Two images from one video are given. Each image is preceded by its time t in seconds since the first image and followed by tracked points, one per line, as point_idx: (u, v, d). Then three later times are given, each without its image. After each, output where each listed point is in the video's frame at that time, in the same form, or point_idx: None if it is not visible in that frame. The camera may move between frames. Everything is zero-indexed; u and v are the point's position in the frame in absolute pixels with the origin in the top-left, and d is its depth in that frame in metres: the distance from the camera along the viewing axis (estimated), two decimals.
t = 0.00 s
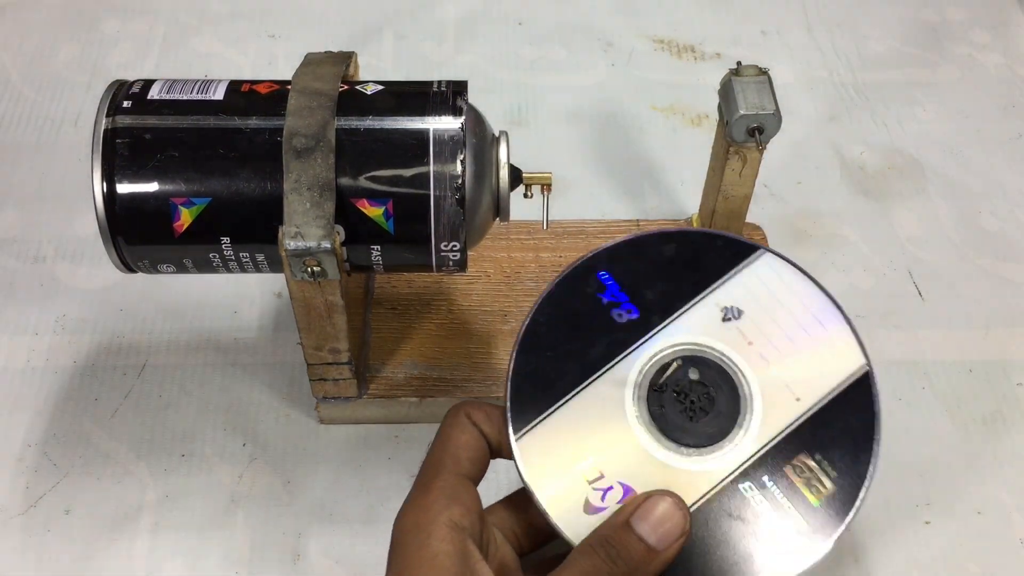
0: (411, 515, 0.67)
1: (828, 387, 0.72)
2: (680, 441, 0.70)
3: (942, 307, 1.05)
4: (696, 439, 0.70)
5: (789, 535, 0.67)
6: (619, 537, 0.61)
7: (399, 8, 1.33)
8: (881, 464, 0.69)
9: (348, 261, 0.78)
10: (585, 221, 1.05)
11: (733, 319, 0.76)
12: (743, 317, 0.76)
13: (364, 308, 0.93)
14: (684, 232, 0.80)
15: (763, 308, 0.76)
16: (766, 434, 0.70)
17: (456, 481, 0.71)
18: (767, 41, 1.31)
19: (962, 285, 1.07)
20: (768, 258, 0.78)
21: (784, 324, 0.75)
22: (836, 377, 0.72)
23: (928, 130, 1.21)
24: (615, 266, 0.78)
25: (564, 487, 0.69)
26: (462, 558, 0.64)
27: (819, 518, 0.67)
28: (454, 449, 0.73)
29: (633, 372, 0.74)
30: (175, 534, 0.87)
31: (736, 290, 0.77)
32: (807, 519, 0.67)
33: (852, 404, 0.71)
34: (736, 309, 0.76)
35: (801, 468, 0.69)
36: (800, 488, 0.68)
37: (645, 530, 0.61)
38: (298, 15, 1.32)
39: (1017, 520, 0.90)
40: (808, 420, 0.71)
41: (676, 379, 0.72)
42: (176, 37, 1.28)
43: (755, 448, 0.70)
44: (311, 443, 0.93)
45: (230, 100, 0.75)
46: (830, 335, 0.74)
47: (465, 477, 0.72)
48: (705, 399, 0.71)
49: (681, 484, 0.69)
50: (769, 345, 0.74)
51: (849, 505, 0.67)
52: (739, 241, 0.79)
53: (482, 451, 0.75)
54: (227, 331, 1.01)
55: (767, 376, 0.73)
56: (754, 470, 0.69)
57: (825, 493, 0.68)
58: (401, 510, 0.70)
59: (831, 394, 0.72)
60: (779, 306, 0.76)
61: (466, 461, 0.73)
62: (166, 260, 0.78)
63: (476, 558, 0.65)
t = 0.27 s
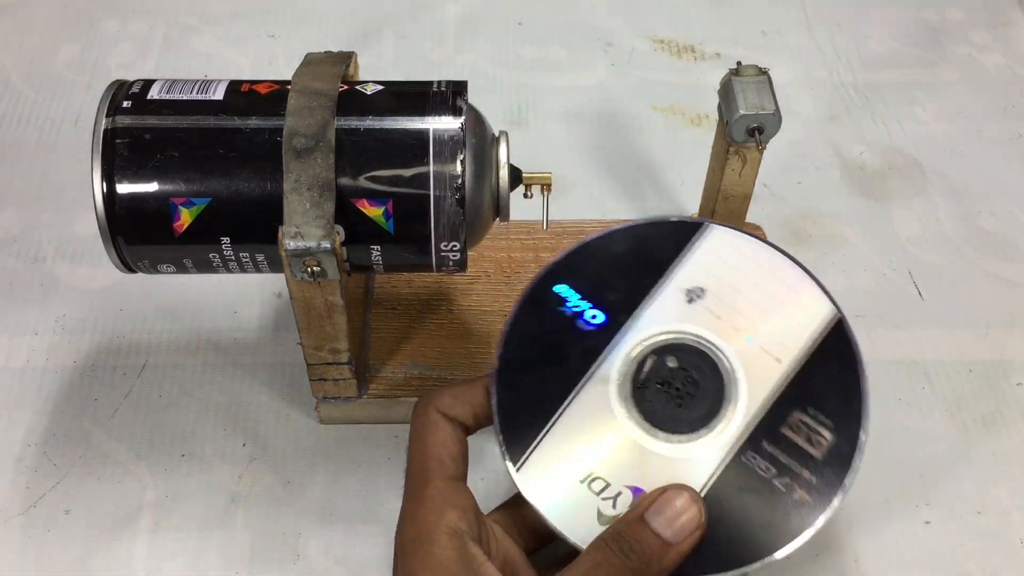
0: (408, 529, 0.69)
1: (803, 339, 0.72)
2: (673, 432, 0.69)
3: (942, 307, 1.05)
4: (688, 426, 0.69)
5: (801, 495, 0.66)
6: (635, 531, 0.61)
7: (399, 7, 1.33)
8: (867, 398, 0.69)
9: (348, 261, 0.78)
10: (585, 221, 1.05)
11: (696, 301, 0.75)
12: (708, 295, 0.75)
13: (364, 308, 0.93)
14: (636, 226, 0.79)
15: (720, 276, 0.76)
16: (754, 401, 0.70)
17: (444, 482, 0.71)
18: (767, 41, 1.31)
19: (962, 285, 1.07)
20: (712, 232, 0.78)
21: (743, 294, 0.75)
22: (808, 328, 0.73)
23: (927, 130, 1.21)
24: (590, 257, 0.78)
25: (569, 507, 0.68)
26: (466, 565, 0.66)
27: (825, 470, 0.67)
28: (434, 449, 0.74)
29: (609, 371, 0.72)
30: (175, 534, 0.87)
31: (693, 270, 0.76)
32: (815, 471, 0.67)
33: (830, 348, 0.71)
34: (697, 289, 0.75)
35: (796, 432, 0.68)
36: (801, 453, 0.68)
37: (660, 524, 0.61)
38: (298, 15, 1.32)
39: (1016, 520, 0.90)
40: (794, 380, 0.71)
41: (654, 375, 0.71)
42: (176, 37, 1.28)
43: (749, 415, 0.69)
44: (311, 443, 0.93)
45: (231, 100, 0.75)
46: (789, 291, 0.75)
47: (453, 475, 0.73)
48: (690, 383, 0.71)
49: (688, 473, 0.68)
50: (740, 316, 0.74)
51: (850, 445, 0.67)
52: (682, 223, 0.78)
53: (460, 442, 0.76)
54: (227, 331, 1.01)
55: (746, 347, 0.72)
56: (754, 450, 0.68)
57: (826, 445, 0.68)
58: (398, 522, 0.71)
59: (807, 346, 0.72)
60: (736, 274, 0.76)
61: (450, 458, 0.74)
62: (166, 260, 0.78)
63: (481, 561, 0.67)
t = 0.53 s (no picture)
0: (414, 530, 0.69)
1: (740, 279, 0.71)
2: (663, 439, 0.67)
3: (942, 307, 1.05)
4: (674, 426, 0.67)
5: (797, 445, 0.66)
6: (654, 519, 0.61)
7: (399, 7, 1.33)
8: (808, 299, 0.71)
9: (348, 261, 0.78)
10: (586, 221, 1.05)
11: (626, 296, 0.71)
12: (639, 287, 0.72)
13: (364, 308, 0.93)
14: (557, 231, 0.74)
15: (637, 242, 0.73)
16: (726, 369, 0.68)
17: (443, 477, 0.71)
18: (767, 41, 1.31)
19: (962, 285, 1.07)
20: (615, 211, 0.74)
21: (667, 263, 0.72)
22: (737, 267, 0.72)
23: (928, 130, 1.21)
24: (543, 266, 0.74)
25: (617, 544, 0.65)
26: (472, 558, 0.65)
27: (807, 402, 0.67)
28: (427, 445, 0.74)
29: (574, 395, 0.69)
30: (175, 534, 0.87)
31: (615, 258, 0.73)
32: (801, 402, 0.67)
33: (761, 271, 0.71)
34: (623, 280, 0.72)
35: (766, 382, 0.68)
36: (778, 399, 0.67)
37: (679, 513, 0.61)
38: (298, 15, 1.32)
39: (1016, 520, 0.90)
40: (749, 327, 0.70)
41: (620, 391, 0.68)
42: (176, 37, 1.28)
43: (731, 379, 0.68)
44: (311, 443, 0.93)
45: (231, 100, 0.75)
46: (703, 236, 0.73)
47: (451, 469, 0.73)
48: (657, 381, 0.68)
49: (699, 466, 0.66)
50: (682, 293, 0.71)
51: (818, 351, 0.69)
52: (582, 222, 0.74)
53: (453, 433, 0.76)
54: (227, 331, 1.01)
55: (701, 320, 0.70)
56: (738, 420, 0.67)
57: (800, 373, 0.68)
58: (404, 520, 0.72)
59: (746, 285, 0.71)
60: (651, 240, 0.73)
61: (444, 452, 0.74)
62: (166, 260, 0.78)
63: (487, 552, 0.66)
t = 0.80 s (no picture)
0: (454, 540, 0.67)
1: (729, 262, 0.79)
2: (717, 430, 0.72)
3: (942, 307, 1.05)
4: (725, 415, 0.72)
5: (838, 389, 0.73)
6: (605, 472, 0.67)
7: (399, 7, 1.33)
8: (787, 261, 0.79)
9: (348, 261, 0.78)
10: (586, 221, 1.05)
11: (638, 315, 0.76)
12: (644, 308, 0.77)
13: (364, 308, 0.92)
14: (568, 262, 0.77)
15: (631, 253, 0.79)
16: (751, 349, 0.75)
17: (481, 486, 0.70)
18: (767, 41, 1.31)
19: (962, 285, 1.07)
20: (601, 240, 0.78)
21: (659, 272, 0.78)
22: (717, 254, 0.79)
23: (927, 130, 1.21)
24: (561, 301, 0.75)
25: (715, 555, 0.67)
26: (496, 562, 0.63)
27: (826, 347, 0.74)
28: (467, 452, 0.73)
29: (629, 420, 0.72)
30: (175, 534, 0.87)
31: (617, 283, 0.77)
32: (823, 349, 0.74)
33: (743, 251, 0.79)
34: (627, 303, 0.77)
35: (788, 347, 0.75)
36: (800, 354, 0.74)
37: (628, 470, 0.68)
38: (298, 15, 1.32)
39: (1017, 520, 0.90)
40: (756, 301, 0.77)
41: (667, 403, 0.72)
42: (176, 37, 1.28)
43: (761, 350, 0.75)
44: (311, 443, 0.93)
45: (230, 100, 0.75)
46: (679, 239, 0.80)
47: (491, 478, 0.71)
48: (694, 380, 0.73)
49: (760, 436, 0.72)
50: (689, 299, 0.77)
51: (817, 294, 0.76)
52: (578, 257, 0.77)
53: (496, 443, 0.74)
54: (227, 331, 1.01)
55: (714, 312, 0.77)
56: (780, 386, 0.73)
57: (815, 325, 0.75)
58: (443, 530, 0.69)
59: (736, 266, 0.78)
60: (640, 254, 0.79)
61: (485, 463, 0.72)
62: (166, 260, 0.78)
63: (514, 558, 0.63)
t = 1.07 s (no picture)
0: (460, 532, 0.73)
1: (630, 224, 0.77)
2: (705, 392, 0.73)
3: (942, 307, 1.05)
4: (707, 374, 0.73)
5: (784, 280, 0.74)
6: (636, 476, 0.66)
7: (399, 7, 1.33)
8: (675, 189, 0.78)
9: (348, 261, 0.78)
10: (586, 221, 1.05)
11: (582, 328, 0.75)
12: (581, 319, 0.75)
13: (364, 308, 0.92)
14: (518, 302, 0.74)
15: (553, 245, 0.76)
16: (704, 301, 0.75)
17: (484, 480, 0.75)
18: (767, 41, 1.31)
19: (962, 285, 1.07)
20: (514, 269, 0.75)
21: (580, 263, 0.76)
22: (617, 218, 0.77)
23: (927, 130, 1.21)
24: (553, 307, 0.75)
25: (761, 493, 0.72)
26: (504, 549, 0.69)
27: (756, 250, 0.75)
28: (473, 448, 0.78)
29: (632, 420, 0.73)
30: (175, 534, 0.87)
31: (552, 306, 0.75)
32: (755, 251, 0.75)
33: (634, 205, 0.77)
34: (569, 323, 0.75)
35: (726, 270, 0.75)
36: (738, 269, 0.75)
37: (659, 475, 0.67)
38: (298, 15, 1.32)
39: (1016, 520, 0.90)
40: (672, 247, 0.76)
41: (656, 400, 0.72)
42: (176, 37, 1.28)
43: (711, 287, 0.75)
44: (311, 443, 0.93)
45: (231, 100, 0.75)
46: (579, 219, 0.76)
47: (491, 471, 0.76)
48: (664, 361, 0.73)
49: (744, 365, 0.74)
50: (620, 285, 0.75)
51: (718, 207, 0.77)
52: (513, 307, 0.74)
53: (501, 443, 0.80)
54: (227, 331, 1.01)
55: (650, 283, 0.75)
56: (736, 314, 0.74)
57: (740, 238, 0.76)
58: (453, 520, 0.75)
59: (639, 224, 0.77)
60: (559, 253, 0.76)
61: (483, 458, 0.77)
62: (166, 261, 0.78)
63: (519, 543, 0.69)
